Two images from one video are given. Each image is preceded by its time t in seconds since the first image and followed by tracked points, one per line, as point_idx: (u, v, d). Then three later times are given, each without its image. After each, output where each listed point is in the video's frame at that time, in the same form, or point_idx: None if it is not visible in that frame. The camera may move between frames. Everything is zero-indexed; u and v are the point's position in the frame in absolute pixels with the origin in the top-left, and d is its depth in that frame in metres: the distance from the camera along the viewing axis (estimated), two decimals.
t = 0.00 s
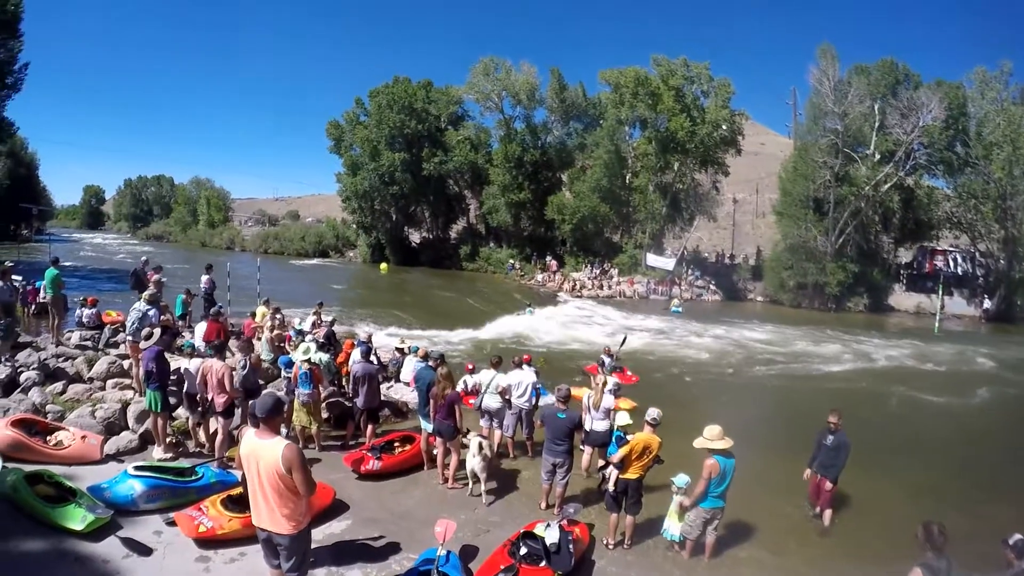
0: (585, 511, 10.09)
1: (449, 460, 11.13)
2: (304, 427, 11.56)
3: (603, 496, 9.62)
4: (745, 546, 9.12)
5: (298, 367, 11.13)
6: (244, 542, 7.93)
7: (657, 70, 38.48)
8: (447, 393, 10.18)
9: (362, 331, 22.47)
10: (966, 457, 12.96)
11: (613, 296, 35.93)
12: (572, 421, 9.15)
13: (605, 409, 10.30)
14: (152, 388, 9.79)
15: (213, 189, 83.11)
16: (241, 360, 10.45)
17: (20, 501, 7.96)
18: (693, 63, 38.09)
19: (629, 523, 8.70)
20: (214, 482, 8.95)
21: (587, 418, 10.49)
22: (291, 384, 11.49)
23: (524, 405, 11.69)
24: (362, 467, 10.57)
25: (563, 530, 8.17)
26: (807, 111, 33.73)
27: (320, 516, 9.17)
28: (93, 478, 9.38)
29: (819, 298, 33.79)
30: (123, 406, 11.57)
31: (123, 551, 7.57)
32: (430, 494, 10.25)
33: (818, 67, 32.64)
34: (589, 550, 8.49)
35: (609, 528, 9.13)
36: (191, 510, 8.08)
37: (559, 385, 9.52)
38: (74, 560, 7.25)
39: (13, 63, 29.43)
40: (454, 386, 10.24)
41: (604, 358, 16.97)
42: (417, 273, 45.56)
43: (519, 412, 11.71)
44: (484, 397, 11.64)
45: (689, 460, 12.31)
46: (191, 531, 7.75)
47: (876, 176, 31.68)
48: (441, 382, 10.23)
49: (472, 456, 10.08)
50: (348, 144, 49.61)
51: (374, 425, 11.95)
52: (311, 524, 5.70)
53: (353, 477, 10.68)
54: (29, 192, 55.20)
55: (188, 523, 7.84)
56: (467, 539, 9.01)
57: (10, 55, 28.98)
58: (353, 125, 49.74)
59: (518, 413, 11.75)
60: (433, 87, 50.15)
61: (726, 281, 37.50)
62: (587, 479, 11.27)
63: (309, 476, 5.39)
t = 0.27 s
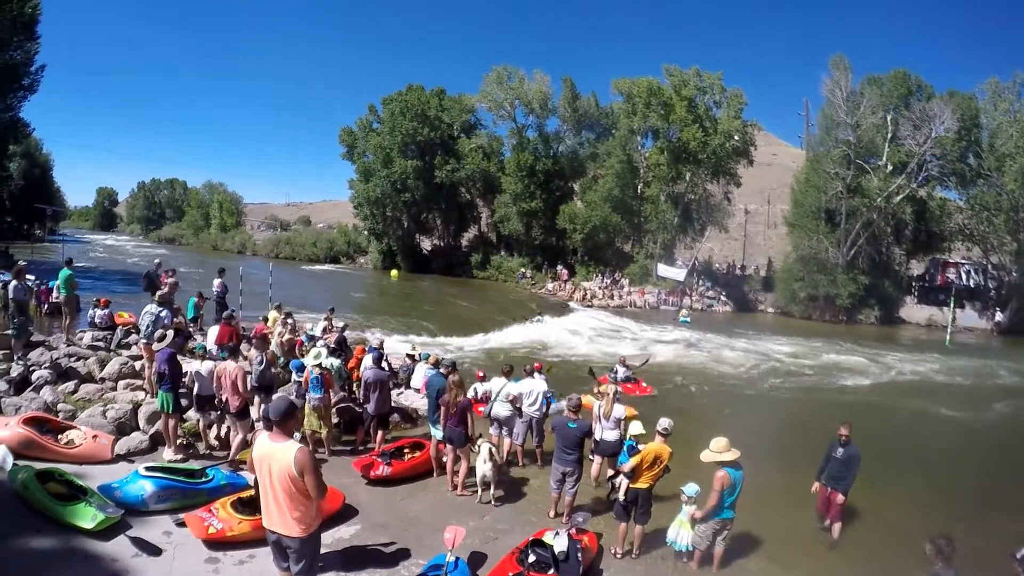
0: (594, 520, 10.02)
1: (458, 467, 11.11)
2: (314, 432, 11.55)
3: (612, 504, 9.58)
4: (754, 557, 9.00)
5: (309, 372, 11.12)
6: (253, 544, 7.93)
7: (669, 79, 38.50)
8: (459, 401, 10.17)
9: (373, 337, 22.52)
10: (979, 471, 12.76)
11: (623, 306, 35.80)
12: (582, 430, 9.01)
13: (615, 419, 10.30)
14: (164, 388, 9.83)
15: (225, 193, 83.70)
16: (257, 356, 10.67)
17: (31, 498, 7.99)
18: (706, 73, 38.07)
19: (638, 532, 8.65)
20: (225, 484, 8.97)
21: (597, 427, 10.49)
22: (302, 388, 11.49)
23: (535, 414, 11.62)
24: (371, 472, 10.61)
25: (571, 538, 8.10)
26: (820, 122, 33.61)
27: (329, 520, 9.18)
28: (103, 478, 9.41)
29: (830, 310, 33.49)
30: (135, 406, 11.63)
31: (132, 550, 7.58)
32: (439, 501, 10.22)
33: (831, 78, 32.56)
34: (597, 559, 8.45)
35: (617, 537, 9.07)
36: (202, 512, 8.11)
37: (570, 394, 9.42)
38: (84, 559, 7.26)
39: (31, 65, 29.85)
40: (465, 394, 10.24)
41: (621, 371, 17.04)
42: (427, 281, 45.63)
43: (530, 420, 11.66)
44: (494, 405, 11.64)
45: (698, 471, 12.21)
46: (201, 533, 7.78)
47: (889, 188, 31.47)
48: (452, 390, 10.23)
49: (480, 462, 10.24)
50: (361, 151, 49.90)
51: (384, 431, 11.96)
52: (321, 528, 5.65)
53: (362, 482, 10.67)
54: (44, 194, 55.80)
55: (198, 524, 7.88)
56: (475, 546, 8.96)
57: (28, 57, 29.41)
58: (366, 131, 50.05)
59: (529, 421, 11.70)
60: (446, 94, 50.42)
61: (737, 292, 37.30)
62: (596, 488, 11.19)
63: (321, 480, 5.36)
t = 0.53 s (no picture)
0: (600, 528, 9.97)
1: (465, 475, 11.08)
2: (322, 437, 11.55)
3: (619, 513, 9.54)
4: (760, 568, 8.90)
5: (318, 378, 11.13)
6: (260, 548, 7.92)
7: (678, 89, 38.59)
8: (466, 409, 10.14)
9: (381, 344, 22.57)
10: (986, 483, 12.63)
11: (630, 315, 35.72)
12: (589, 439, 9.00)
13: (623, 428, 10.24)
14: (174, 391, 9.89)
15: (235, 199, 84.20)
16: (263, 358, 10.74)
17: (39, 498, 8.00)
18: (714, 83, 38.11)
19: (644, 541, 8.58)
20: (232, 487, 8.98)
21: (604, 436, 10.44)
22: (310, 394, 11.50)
23: (542, 422, 11.60)
24: (378, 478, 10.57)
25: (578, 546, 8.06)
26: (828, 133, 33.56)
27: (336, 525, 9.16)
28: (110, 479, 9.44)
29: (838, 321, 33.30)
30: (143, 409, 11.68)
31: (139, 551, 7.58)
32: (445, 508, 10.20)
33: (839, 89, 32.57)
34: (603, 568, 8.40)
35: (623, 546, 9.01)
36: (209, 514, 8.09)
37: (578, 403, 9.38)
38: (91, 558, 7.27)
39: (43, 68, 30.18)
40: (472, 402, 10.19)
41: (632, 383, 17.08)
42: (434, 288, 45.67)
43: (537, 428, 11.62)
44: (501, 413, 11.48)
45: (705, 480, 12.14)
46: (208, 535, 7.78)
47: (897, 199, 31.37)
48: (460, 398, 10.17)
49: (489, 468, 10.22)
50: (370, 158, 50.16)
51: (391, 437, 11.94)
52: (327, 532, 5.64)
53: (369, 488, 10.66)
54: (54, 196, 56.22)
55: (206, 527, 7.87)
56: (481, 553, 8.94)
57: (40, 60, 29.74)
58: (375, 139, 50.33)
59: (536, 429, 11.66)
60: (455, 103, 50.66)
61: (744, 302, 37.15)
62: (603, 497, 11.14)
63: (328, 484, 5.36)
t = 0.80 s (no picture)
0: (613, 537, 9.91)
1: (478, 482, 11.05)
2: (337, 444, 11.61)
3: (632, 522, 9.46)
4: None
5: (333, 385, 11.21)
6: (273, 553, 7.96)
7: (692, 97, 38.56)
8: (480, 417, 10.15)
9: (394, 352, 22.64)
10: (1004, 493, 12.43)
11: (644, 324, 35.57)
12: (603, 447, 8.95)
13: (636, 436, 10.22)
14: (189, 397, 9.99)
15: (250, 206, 85.03)
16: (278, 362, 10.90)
17: (55, 500, 8.08)
18: (728, 91, 38.03)
19: (657, 551, 8.49)
20: (246, 492, 9.03)
21: (618, 444, 10.38)
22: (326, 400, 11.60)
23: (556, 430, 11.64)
24: (392, 485, 10.59)
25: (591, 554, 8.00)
26: (843, 140, 33.31)
27: (349, 531, 9.18)
28: (125, 482, 9.52)
29: (854, 330, 32.95)
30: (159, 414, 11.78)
31: (154, 554, 7.64)
32: (458, 515, 10.18)
33: (854, 96, 32.40)
34: None
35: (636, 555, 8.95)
36: (223, 518, 8.14)
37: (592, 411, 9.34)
38: (106, 560, 7.33)
39: (62, 76, 30.66)
40: (486, 410, 10.19)
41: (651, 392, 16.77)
42: (447, 296, 45.77)
43: (551, 437, 11.68)
44: (515, 422, 11.36)
45: (718, 489, 12.04)
46: (223, 539, 7.81)
47: (913, 206, 31.09)
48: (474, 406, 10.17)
49: (503, 475, 10.20)
50: (384, 166, 50.50)
51: (405, 445, 11.95)
52: (340, 536, 5.64)
53: (383, 495, 10.67)
54: (73, 203, 56.99)
55: (220, 530, 7.91)
56: (494, 561, 8.91)
57: (59, 68, 30.25)
58: (389, 147, 50.68)
59: (550, 437, 11.72)
60: (469, 111, 50.95)
61: (759, 311, 36.88)
62: (616, 506, 11.08)
63: (341, 489, 5.36)
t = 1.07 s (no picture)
0: (613, 541, 9.88)
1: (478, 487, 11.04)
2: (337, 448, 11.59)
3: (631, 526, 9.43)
4: None
5: (333, 389, 11.23)
6: (272, 556, 7.94)
7: (692, 102, 38.66)
8: (478, 420, 10.13)
9: (395, 357, 22.62)
10: (1003, 497, 12.41)
11: (645, 328, 35.56)
12: (602, 452, 8.93)
13: (636, 441, 10.20)
14: (188, 401, 9.97)
15: (250, 211, 85.07)
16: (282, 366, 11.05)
17: (54, 504, 8.06)
18: (728, 96, 38.14)
19: (656, 556, 8.47)
20: (246, 496, 9.02)
21: (617, 449, 10.36)
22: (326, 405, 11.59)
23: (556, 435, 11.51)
24: (391, 489, 10.55)
25: (590, 558, 7.98)
26: (842, 144, 33.37)
27: (349, 535, 9.16)
28: (125, 485, 9.50)
29: (854, 334, 32.95)
30: (158, 418, 11.76)
31: (153, 557, 7.62)
32: (457, 519, 10.16)
33: (853, 100, 32.49)
34: None
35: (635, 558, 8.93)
36: (223, 522, 8.13)
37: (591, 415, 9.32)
38: (105, 563, 7.31)
39: (63, 80, 30.74)
40: (485, 414, 10.16)
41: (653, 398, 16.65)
42: (447, 301, 45.76)
43: (550, 441, 11.55)
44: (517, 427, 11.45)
45: (718, 493, 12.02)
46: (222, 543, 7.80)
47: (912, 210, 31.14)
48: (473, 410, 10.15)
49: (503, 479, 10.18)
50: (384, 171, 50.58)
51: (405, 449, 11.92)
52: (339, 539, 5.62)
53: (382, 499, 10.65)
54: (73, 207, 57.03)
55: (219, 534, 7.89)
56: (493, 565, 8.89)
57: (60, 72, 30.35)
58: (390, 152, 50.78)
59: (549, 443, 11.59)
60: (469, 116, 51.05)
61: (759, 315, 36.88)
62: (616, 510, 11.05)
63: (337, 492, 5.35)
